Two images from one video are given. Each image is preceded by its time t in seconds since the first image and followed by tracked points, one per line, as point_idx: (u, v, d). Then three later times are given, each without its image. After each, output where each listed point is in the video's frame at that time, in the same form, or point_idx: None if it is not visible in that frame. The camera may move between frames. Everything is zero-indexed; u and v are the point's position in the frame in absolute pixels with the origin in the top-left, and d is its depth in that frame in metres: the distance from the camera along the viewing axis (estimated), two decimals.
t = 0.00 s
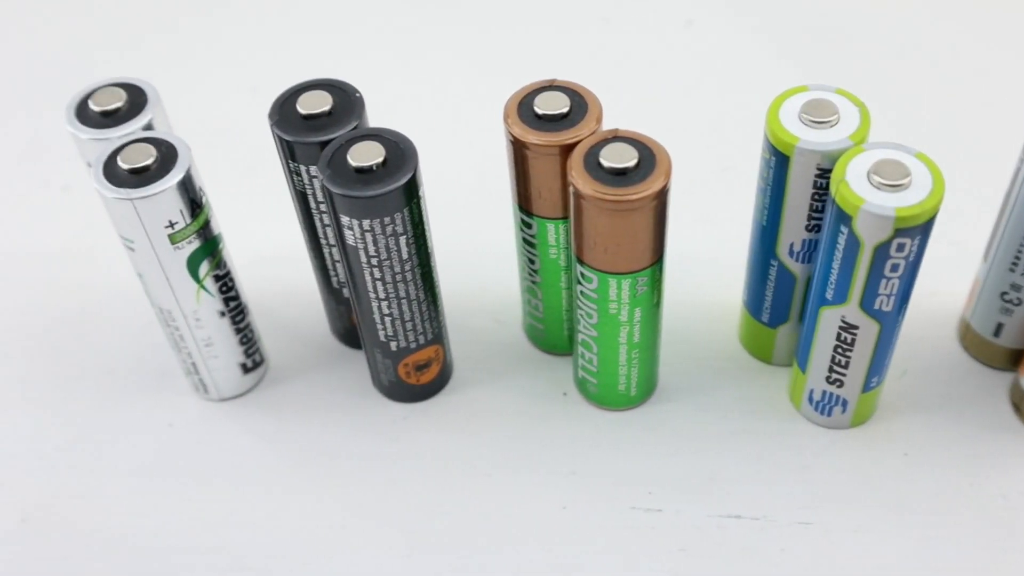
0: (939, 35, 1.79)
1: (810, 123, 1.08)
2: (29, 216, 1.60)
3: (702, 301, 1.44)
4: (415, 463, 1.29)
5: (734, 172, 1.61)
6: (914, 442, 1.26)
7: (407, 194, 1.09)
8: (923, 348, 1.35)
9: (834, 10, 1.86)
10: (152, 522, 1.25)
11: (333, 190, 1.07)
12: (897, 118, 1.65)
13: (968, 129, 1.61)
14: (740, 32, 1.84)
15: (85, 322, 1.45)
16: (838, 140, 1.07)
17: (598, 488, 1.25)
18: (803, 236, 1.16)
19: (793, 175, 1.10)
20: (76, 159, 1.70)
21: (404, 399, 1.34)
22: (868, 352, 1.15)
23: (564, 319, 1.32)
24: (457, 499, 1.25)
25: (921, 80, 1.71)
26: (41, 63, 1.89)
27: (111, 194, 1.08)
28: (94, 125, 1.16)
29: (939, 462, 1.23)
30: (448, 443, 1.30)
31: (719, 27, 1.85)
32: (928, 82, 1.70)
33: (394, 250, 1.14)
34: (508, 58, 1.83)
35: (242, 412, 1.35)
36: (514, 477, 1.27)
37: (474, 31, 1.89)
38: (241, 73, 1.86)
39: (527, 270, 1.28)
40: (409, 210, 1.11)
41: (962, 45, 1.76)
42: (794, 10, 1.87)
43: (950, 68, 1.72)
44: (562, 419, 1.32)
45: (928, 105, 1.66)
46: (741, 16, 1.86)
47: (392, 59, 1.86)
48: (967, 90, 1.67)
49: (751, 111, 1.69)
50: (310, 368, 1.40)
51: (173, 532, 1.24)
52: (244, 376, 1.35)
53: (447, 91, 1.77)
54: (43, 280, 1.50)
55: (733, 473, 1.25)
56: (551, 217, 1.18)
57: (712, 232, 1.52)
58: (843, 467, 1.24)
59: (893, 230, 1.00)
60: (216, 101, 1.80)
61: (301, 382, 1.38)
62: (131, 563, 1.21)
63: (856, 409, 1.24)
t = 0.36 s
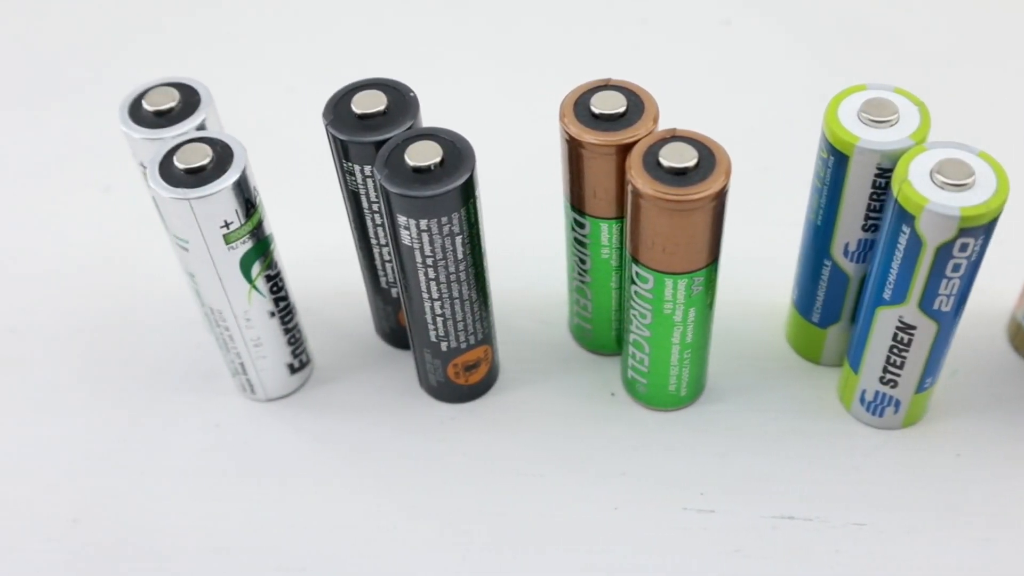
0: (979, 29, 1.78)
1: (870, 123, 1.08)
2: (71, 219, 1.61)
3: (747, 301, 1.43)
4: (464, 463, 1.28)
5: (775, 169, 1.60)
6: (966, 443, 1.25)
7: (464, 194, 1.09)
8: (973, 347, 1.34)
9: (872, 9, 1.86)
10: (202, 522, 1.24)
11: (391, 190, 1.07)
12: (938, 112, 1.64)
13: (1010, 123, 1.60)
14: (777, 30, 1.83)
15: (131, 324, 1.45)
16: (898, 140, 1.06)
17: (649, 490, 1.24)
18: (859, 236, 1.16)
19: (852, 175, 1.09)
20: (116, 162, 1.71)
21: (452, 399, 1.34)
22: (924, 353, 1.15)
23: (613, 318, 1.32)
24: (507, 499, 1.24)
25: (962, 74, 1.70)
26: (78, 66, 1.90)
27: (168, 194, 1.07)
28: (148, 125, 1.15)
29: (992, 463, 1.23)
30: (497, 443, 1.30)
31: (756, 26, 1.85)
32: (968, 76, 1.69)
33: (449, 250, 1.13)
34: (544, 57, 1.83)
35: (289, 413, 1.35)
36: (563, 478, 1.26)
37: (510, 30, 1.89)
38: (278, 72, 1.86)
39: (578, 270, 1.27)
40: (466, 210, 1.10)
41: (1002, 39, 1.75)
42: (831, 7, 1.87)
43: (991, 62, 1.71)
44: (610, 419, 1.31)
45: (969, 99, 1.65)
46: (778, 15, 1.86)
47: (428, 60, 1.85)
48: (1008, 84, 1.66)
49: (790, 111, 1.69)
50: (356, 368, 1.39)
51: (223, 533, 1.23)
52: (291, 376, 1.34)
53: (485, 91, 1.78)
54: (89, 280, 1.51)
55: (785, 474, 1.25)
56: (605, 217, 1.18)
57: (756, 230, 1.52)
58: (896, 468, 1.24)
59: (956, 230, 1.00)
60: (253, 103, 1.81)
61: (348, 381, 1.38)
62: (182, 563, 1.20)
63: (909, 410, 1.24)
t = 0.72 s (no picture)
0: (997, 28, 1.78)
1: (900, 122, 1.08)
2: (91, 221, 1.61)
3: (769, 300, 1.43)
4: (488, 463, 1.28)
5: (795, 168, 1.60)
6: (993, 443, 1.25)
7: (493, 194, 1.08)
8: (999, 348, 1.34)
9: (891, 7, 1.85)
10: (226, 522, 1.24)
11: (419, 189, 1.06)
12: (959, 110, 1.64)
13: None
14: (795, 30, 1.83)
15: (152, 325, 1.45)
16: (928, 139, 1.06)
17: (675, 490, 1.24)
18: (888, 236, 1.15)
19: (882, 174, 1.09)
20: (135, 163, 1.71)
21: (476, 399, 1.33)
22: (952, 353, 1.15)
23: (637, 318, 1.32)
24: (532, 499, 1.24)
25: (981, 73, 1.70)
26: (96, 67, 1.91)
27: (196, 194, 1.07)
28: (175, 125, 1.15)
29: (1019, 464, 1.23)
30: (521, 443, 1.30)
31: (773, 25, 1.85)
32: (988, 75, 1.69)
33: (476, 250, 1.13)
34: (562, 58, 1.83)
35: (312, 413, 1.35)
36: (588, 478, 1.26)
37: (527, 31, 1.90)
38: (295, 72, 1.86)
39: (603, 270, 1.27)
40: (494, 210, 1.10)
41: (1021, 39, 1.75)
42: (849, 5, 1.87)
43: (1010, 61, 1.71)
44: (634, 420, 1.31)
45: (989, 97, 1.65)
46: (796, 14, 1.86)
47: (446, 61, 1.85)
48: None
49: (810, 111, 1.69)
50: (378, 369, 1.39)
51: (246, 533, 1.23)
52: (315, 376, 1.34)
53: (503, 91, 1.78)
54: (110, 280, 1.51)
55: (811, 474, 1.24)
56: (631, 217, 1.18)
57: (777, 229, 1.52)
58: (923, 469, 1.23)
59: (989, 229, 0.99)
60: (271, 104, 1.81)
61: (370, 381, 1.38)
62: (206, 563, 1.20)
63: (935, 410, 1.23)
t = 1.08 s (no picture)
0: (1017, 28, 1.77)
1: (928, 122, 1.07)
2: (112, 221, 1.61)
3: (792, 300, 1.43)
4: (512, 463, 1.28)
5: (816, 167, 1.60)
6: (1018, 445, 1.24)
7: (520, 195, 1.08)
8: None
9: (911, 7, 1.85)
10: (250, 521, 1.24)
11: (447, 190, 1.06)
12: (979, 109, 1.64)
13: None
14: (813, 29, 1.83)
15: (174, 325, 1.45)
16: (958, 139, 1.06)
17: (700, 491, 1.24)
18: (914, 236, 1.15)
19: (910, 174, 1.09)
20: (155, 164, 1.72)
21: (499, 399, 1.33)
22: (979, 354, 1.14)
23: (660, 318, 1.31)
24: (557, 500, 1.24)
25: (1001, 73, 1.69)
26: (115, 67, 1.91)
27: (224, 194, 1.06)
28: (201, 125, 1.15)
29: None
30: (544, 443, 1.30)
31: (792, 24, 1.85)
32: (1008, 75, 1.69)
33: (503, 251, 1.13)
34: (581, 57, 1.84)
35: (336, 413, 1.35)
36: (612, 478, 1.26)
37: (545, 30, 1.90)
38: (313, 71, 1.86)
39: (627, 270, 1.27)
40: (522, 210, 1.10)
41: None
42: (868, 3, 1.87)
43: None
44: (658, 420, 1.31)
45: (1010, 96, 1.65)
46: (814, 13, 1.86)
47: (465, 61, 1.85)
48: None
49: (829, 109, 1.69)
50: (401, 369, 1.39)
51: (271, 532, 1.23)
52: (338, 376, 1.34)
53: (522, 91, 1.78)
54: (131, 281, 1.51)
55: (836, 475, 1.24)
56: (657, 217, 1.17)
57: (799, 228, 1.51)
58: (949, 470, 1.23)
59: (1020, 230, 0.99)
60: (290, 104, 1.81)
61: (393, 381, 1.38)
62: (231, 562, 1.20)
63: (961, 411, 1.23)
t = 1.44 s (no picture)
0: None
1: (952, 122, 1.07)
2: (127, 222, 1.61)
3: (810, 301, 1.43)
4: (531, 463, 1.28)
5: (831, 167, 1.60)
6: None
7: (542, 195, 1.08)
8: None
9: (925, 7, 1.85)
10: (270, 522, 1.24)
11: (470, 190, 1.06)
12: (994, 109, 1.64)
13: None
14: (827, 29, 1.83)
15: (190, 325, 1.45)
16: (981, 139, 1.06)
17: (720, 491, 1.24)
18: (937, 236, 1.15)
19: (933, 175, 1.09)
20: (169, 166, 1.72)
21: (517, 400, 1.33)
22: (1001, 354, 1.14)
23: (679, 318, 1.31)
24: (577, 500, 1.24)
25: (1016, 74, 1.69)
26: (129, 68, 1.91)
27: (246, 194, 1.06)
28: (222, 125, 1.15)
29: None
30: (563, 444, 1.29)
31: (805, 25, 1.84)
32: None
33: (524, 251, 1.13)
34: (595, 58, 1.84)
35: (355, 413, 1.34)
36: (632, 479, 1.26)
37: (558, 31, 1.90)
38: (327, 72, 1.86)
39: (646, 270, 1.27)
40: (543, 210, 1.10)
41: None
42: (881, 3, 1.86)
43: None
44: (677, 420, 1.31)
45: None
46: (827, 14, 1.86)
47: (479, 61, 1.85)
48: None
49: (843, 109, 1.68)
50: (419, 369, 1.39)
51: (291, 532, 1.23)
52: (356, 377, 1.34)
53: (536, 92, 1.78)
54: (146, 282, 1.51)
55: (857, 475, 1.24)
56: (678, 217, 1.17)
57: (816, 229, 1.51)
58: (969, 470, 1.23)
59: None
60: (304, 104, 1.81)
61: (411, 381, 1.38)
62: (250, 562, 1.20)
63: (982, 411, 1.23)
